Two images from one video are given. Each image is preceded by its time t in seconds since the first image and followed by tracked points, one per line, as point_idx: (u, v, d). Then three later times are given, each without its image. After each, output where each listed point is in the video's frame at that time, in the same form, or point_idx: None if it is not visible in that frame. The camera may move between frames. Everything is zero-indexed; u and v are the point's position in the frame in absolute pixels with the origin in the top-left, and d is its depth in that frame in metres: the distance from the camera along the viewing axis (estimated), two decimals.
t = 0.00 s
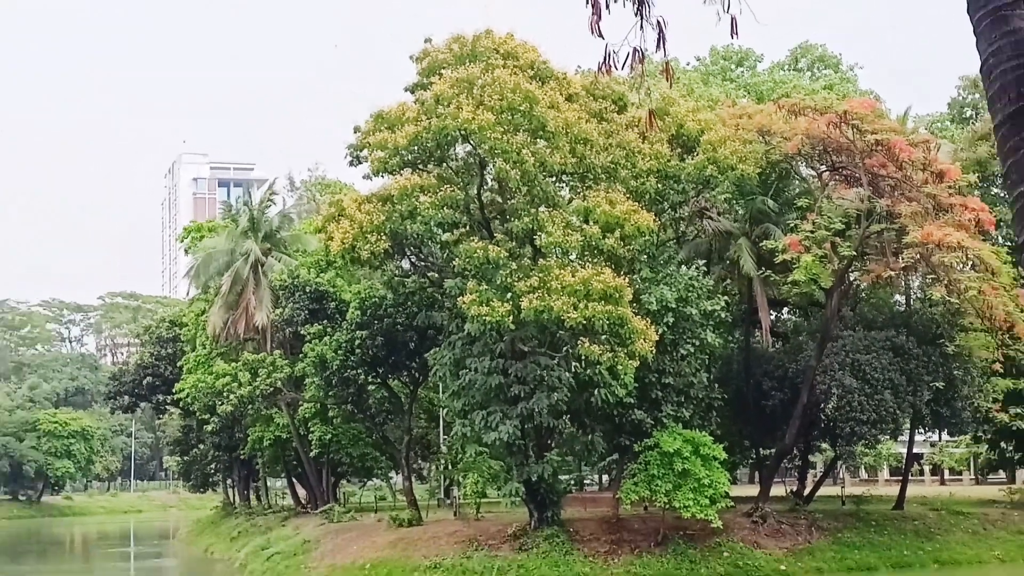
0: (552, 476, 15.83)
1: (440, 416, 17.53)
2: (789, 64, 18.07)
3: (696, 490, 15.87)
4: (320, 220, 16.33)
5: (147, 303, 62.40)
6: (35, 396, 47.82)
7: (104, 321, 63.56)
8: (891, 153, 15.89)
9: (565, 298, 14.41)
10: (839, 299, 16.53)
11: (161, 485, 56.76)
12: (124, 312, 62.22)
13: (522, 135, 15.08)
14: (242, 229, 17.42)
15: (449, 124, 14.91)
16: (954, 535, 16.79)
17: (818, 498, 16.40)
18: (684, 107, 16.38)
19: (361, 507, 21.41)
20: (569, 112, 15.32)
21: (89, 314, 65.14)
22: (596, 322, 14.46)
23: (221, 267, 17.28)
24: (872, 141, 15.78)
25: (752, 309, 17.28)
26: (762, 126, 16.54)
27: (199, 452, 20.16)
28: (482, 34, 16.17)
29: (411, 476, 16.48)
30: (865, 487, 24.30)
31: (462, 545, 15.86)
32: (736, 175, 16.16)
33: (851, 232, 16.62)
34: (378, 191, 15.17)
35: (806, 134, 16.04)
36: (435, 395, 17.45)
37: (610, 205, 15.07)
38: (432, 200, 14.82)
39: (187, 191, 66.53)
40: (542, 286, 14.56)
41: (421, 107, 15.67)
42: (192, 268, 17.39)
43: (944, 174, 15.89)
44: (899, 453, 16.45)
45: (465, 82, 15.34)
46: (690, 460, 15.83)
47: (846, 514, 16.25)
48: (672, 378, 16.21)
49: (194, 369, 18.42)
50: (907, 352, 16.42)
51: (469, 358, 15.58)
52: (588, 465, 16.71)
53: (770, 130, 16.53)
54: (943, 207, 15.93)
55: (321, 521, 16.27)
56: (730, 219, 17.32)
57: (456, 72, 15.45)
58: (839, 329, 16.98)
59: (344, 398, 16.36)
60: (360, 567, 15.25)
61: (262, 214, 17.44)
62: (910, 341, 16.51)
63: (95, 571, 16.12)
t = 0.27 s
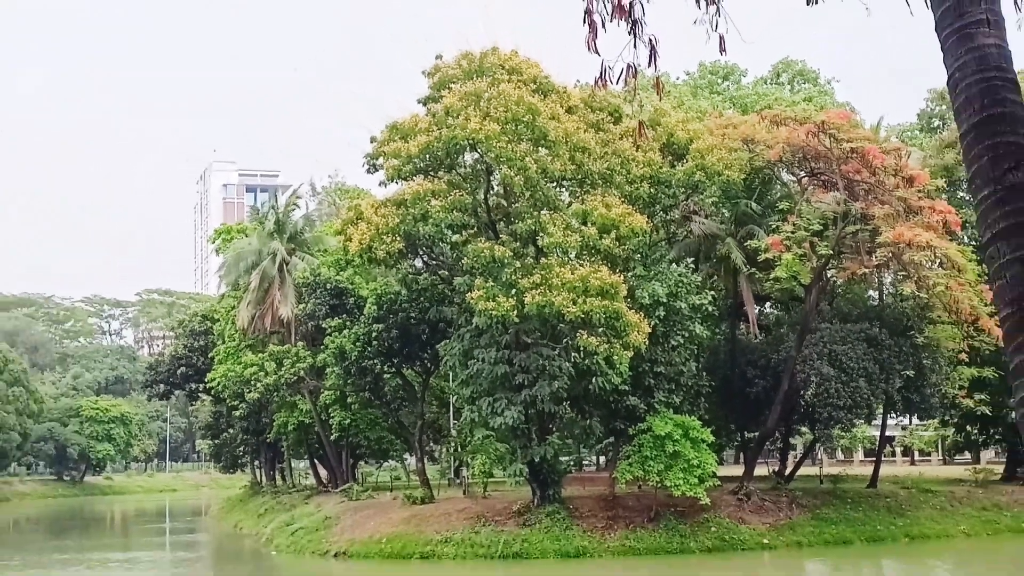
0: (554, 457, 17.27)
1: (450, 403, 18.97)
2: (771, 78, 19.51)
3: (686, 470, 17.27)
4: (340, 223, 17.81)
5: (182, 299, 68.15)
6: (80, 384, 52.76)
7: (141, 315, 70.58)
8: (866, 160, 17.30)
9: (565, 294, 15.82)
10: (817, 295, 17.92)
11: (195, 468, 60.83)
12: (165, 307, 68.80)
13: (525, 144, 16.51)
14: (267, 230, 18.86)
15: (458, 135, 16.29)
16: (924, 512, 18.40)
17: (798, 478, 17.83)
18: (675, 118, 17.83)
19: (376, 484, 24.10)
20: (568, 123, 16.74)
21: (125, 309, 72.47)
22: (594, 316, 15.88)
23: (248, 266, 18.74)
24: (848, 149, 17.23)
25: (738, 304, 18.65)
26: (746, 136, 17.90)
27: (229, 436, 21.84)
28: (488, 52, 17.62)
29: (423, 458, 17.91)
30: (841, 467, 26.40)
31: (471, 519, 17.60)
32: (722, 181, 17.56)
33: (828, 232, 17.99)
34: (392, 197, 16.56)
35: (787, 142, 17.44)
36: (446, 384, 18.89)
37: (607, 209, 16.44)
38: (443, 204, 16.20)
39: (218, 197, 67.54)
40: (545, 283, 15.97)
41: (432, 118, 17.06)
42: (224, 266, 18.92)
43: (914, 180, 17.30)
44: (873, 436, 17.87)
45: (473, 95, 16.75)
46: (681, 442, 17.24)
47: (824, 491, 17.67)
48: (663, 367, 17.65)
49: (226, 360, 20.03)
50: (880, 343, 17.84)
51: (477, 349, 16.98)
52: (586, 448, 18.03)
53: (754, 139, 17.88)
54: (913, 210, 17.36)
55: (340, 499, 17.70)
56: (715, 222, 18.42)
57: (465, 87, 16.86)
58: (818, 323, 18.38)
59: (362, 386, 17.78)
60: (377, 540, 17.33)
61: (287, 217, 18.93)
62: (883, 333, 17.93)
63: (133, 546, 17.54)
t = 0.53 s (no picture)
0: (547, 435, 19.05)
1: (453, 387, 20.75)
2: (744, 91, 21.32)
3: (668, 447, 19.01)
4: (352, 224, 19.60)
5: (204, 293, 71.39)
6: (115, 368, 56.81)
7: (171, 307, 73.67)
8: (831, 165, 19.04)
9: (558, 287, 17.54)
10: (787, 288, 19.67)
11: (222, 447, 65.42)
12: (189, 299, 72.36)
13: (520, 151, 18.26)
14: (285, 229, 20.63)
15: (460, 143, 18.07)
16: (883, 483, 20.34)
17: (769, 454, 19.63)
18: (657, 127, 19.66)
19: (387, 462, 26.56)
20: (560, 132, 18.49)
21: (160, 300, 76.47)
22: (584, 307, 17.62)
23: (268, 262, 20.54)
24: (814, 155, 18.99)
25: (715, 296, 20.43)
26: (722, 143, 19.73)
27: (251, 417, 23.81)
28: (487, 67, 19.43)
29: (429, 437, 19.69)
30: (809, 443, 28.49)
31: (473, 492, 19.42)
32: (700, 184, 19.33)
33: (796, 231, 19.71)
34: (400, 199, 18.33)
35: (759, 149, 19.21)
36: (449, 369, 20.67)
37: (595, 209, 18.25)
38: (446, 206, 17.96)
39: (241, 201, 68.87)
40: (538, 277, 17.71)
41: (436, 127, 18.81)
42: (247, 262, 20.71)
43: (874, 182, 18.98)
44: (837, 415, 19.65)
45: (473, 106, 18.52)
46: (663, 421, 18.99)
47: (793, 466, 19.47)
48: (646, 352, 19.48)
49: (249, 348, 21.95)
50: (843, 331, 19.66)
51: (477, 337, 18.75)
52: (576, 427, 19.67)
53: (728, 146, 19.70)
54: (874, 210, 19.09)
55: (354, 474, 19.51)
56: (692, 222, 20.26)
57: (466, 99, 18.63)
58: (787, 313, 20.12)
59: (373, 372, 19.57)
60: (387, 511, 19.29)
61: (305, 218, 20.77)
62: (846, 322, 19.75)
63: (166, 517, 19.30)
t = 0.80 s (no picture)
0: (539, 411, 21.01)
1: (453, 367, 22.77)
2: (718, 97, 23.36)
3: (649, 421, 20.95)
4: (361, 218, 21.54)
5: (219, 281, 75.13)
6: (146, 350, 61.58)
7: (198, 295, 80.62)
8: (796, 164, 20.91)
9: (548, 276, 19.39)
10: (757, 277, 21.61)
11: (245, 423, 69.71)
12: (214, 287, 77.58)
13: (514, 152, 20.17)
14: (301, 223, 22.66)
15: (459, 145, 19.98)
16: (843, 454, 22.46)
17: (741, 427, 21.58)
18: (639, 131, 21.72)
19: (392, 434, 28.86)
20: (550, 135, 20.40)
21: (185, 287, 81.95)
22: (572, 294, 19.48)
23: (284, 253, 22.46)
24: (781, 155, 20.89)
25: (691, 284, 22.42)
26: (697, 145, 21.69)
27: (270, 394, 26.20)
28: (484, 75, 21.39)
29: (431, 412, 21.61)
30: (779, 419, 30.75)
31: (472, 462, 21.51)
32: (678, 183, 21.31)
33: (765, 225, 21.63)
34: (405, 196, 20.27)
35: (731, 150, 21.18)
36: (449, 351, 22.65)
37: (582, 205, 20.16)
38: (447, 202, 19.92)
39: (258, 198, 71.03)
40: (530, 267, 19.57)
41: (437, 131, 20.71)
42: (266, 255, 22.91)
43: (836, 181, 20.88)
44: (802, 392, 21.65)
45: (470, 112, 20.41)
46: (644, 398, 20.90)
47: (761, 438, 21.50)
48: (629, 335, 21.51)
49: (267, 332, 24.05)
50: (808, 316, 21.66)
51: (475, 322, 20.66)
52: (565, 401, 21.85)
53: (704, 148, 21.67)
54: (836, 206, 20.97)
55: (363, 446, 21.47)
56: (671, 217, 22.35)
57: (464, 105, 20.52)
58: (756, 299, 22.16)
59: (381, 352, 21.52)
60: (393, 479, 21.37)
61: (318, 213, 22.78)
62: (810, 307, 21.76)
63: (192, 485, 21.21)
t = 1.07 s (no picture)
0: (539, 387, 23.35)
1: (461, 348, 25.26)
2: (700, 105, 25.78)
3: (637, 396, 23.29)
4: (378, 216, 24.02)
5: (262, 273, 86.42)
6: (185, 334, 66.80)
7: (228, 285, 86.71)
8: (771, 165, 23.11)
9: (547, 266, 21.57)
10: (735, 266, 23.92)
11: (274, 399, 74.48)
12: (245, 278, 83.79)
13: (516, 155, 22.47)
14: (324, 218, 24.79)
15: (467, 148, 22.28)
16: (811, 425, 25.08)
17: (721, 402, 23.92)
18: (629, 135, 24.25)
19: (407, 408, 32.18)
20: (548, 139, 22.71)
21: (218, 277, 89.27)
22: (568, 282, 21.69)
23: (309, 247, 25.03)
24: (757, 156, 23.09)
25: (676, 273, 24.83)
26: (682, 148, 24.00)
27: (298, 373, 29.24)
28: (488, 85, 23.72)
29: (441, 388, 23.91)
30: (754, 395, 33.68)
31: (478, 433, 24.08)
32: (665, 182, 24.02)
33: (743, 220, 23.90)
34: (418, 195, 22.61)
35: (712, 152, 23.44)
36: (458, 334, 25.09)
37: (577, 202, 22.48)
38: (456, 200, 22.34)
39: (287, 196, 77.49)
40: (531, 258, 21.80)
41: (447, 135, 23.01)
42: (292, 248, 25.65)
43: (806, 179, 23.11)
44: (776, 370, 24.04)
45: (477, 117, 22.69)
46: (634, 375, 23.24)
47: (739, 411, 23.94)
48: (620, 319, 23.98)
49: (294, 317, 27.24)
50: (781, 302, 24.03)
51: (481, 307, 22.99)
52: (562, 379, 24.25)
53: (688, 151, 24.00)
54: (807, 202, 23.15)
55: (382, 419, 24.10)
56: (657, 212, 24.96)
57: (471, 112, 22.80)
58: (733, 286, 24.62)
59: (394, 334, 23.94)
60: (408, 449, 24.01)
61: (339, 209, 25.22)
62: (783, 294, 24.13)
63: (228, 454, 23.82)
